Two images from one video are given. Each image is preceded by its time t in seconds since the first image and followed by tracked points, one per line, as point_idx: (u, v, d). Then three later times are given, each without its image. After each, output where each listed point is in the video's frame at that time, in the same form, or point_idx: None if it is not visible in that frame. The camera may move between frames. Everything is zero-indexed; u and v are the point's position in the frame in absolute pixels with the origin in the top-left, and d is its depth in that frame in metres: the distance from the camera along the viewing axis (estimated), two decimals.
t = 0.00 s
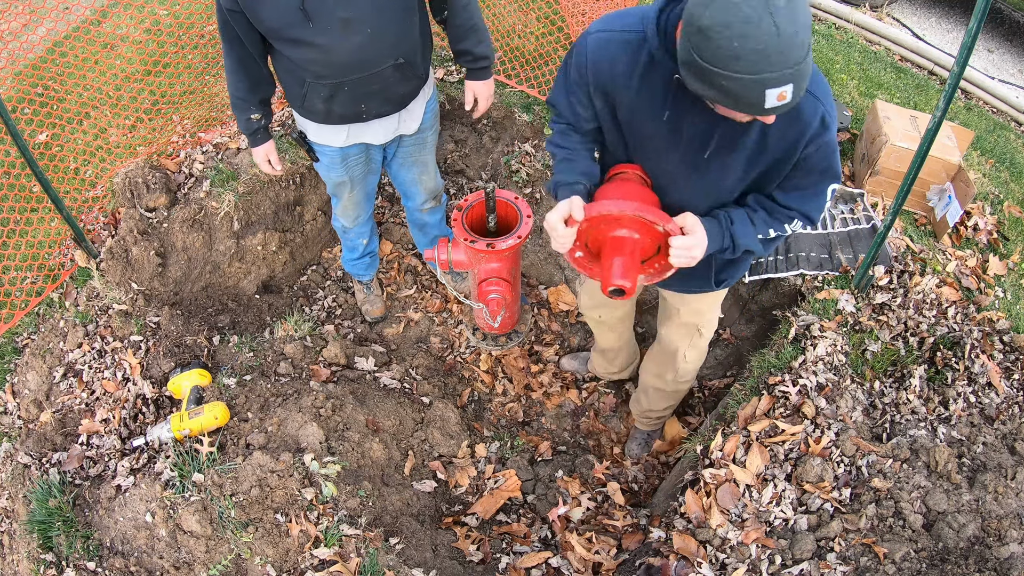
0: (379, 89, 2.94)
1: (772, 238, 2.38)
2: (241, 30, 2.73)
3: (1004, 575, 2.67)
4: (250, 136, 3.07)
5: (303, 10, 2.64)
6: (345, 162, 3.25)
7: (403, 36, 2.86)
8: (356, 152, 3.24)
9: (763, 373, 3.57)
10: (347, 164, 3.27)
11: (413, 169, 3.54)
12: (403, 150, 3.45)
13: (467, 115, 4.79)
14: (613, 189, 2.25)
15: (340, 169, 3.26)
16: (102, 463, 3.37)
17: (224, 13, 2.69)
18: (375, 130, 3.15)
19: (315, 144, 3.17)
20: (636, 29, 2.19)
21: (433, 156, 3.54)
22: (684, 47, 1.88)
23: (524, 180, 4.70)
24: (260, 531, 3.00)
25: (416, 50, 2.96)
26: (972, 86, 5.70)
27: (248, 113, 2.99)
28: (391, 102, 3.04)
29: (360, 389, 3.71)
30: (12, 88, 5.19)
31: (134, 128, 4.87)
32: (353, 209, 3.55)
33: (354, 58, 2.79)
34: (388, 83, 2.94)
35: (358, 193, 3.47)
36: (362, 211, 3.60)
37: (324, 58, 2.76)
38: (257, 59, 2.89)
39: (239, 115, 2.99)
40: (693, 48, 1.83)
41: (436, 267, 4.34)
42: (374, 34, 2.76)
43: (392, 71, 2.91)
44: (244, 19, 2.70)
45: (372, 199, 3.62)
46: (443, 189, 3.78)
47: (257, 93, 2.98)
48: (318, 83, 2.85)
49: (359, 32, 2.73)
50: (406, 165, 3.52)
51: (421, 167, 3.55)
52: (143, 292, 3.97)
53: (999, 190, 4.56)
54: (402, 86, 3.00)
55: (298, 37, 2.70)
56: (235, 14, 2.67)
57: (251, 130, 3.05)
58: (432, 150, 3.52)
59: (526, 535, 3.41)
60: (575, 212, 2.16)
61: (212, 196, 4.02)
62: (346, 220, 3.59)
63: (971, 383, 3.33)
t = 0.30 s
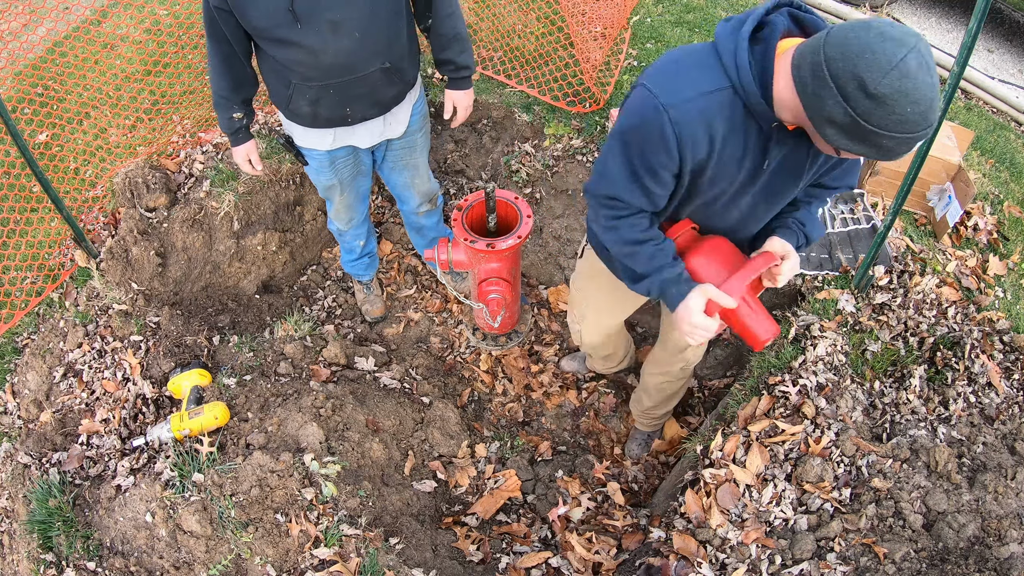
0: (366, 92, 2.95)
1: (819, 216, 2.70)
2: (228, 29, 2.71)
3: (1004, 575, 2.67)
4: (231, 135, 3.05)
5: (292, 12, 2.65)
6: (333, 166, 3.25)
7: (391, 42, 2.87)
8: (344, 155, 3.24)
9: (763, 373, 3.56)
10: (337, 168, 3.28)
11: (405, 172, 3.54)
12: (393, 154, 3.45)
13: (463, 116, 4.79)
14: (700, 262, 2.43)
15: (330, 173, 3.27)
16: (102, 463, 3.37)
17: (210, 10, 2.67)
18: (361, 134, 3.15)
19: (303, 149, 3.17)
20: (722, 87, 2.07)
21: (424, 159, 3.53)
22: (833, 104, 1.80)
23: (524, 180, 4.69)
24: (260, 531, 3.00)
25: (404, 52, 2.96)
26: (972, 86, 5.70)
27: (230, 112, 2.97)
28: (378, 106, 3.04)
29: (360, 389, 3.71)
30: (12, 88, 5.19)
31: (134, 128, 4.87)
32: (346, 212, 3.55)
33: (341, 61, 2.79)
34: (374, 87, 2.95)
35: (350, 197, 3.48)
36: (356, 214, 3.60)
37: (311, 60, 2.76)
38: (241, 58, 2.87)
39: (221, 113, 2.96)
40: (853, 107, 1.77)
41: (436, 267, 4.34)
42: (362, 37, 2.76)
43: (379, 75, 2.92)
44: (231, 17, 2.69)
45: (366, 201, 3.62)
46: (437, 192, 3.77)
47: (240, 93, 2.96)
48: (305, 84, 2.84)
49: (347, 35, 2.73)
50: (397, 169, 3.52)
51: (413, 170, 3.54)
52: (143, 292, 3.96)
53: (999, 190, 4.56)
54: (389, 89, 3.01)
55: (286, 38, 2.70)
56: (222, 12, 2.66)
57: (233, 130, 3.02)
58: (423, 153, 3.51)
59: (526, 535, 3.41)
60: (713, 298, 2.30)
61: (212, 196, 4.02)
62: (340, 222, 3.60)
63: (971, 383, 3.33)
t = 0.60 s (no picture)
0: (368, 98, 2.97)
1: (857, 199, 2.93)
2: (231, 27, 2.69)
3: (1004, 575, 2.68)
4: (221, 131, 3.01)
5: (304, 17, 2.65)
6: (330, 166, 3.24)
7: (398, 51, 2.90)
8: (341, 155, 3.23)
9: (763, 373, 3.56)
10: (333, 168, 3.27)
11: (400, 171, 3.54)
12: (389, 152, 3.44)
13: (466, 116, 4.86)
14: (827, 304, 2.55)
15: (327, 173, 3.26)
16: (102, 463, 3.37)
17: (216, 6, 2.63)
18: (359, 135, 3.16)
19: (299, 149, 3.16)
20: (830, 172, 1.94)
21: (420, 157, 3.53)
22: (917, 147, 1.85)
23: (524, 180, 4.69)
24: (260, 531, 3.00)
25: (405, 61, 3.00)
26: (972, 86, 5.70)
27: (222, 108, 2.93)
28: (377, 113, 3.07)
29: (360, 389, 3.71)
30: (11, 88, 5.18)
31: (134, 128, 4.87)
32: (343, 213, 3.55)
33: (348, 68, 2.80)
34: (376, 95, 2.98)
35: (347, 197, 3.48)
36: (354, 215, 3.60)
37: (318, 64, 2.76)
38: (240, 55, 2.85)
39: (211, 108, 2.92)
40: (938, 150, 1.83)
41: (435, 267, 4.34)
42: (370, 46, 2.78)
43: (382, 82, 2.94)
44: (238, 15, 2.67)
45: (363, 202, 3.62)
46: (433, 190, 3.77)
47: (233, 89, 2.93)
48: (309, 86, 2.84)
49: (356, 43, 2.75)
50: (393, 167, 3.52)
51: (409, 169, 3.54)
52: (143, 292, 3.96)
53: (998, 190, 4.57)
54: (390, 96, 3.04)
55: (294, 41, 2.70)
56: (230, 10, 2.63)
57: (223, 125, 2.99)
58: (419, 151, 3.51)
59: (526, 535, 3.41)
60: (872, 320, 2.46)
61: (212, 196, 4.02)
62: (338, 223, 3.60)
63: (971, 383, 3.32)
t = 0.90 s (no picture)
0: (397, 99, 3.01)
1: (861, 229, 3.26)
2: (267, 24, 2.64)
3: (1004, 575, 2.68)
4: (245, 128, 2.94)
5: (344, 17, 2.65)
6: (348, 163, 3.23)
7: (427, 54, 2.97)
8: (359, 152, 3.22)
9: (762, 373, 3.56)
10: (350, 165, 3.26)
11: (412, 166, 3.53)
12: (403, 148, 3.43)
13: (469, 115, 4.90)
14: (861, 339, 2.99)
15: (344, 169, 3.25)
16: (102, 463, 3.37)
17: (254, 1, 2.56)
18: (381, 131, 3.16)
19: (317, 145, 3.13)
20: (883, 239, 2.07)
21: (431, 153, 3.53)
22: (939, 205, 1.96)
23: (524, 180, 4.68)
24: (260, 531, 3.00)
25: (432, 63, 3.07)
26: (972, 86, 5.70)
27: (249, 104, 2.87)
28: (403, 113, 3.12)
29: (360, 389, 3.71)
30: (11, 88, 5.18)
31: (134, 128, 4.87)
32: (353, 211, 3.54)
33: (382, 69, 2.84)
34: (405, 97, 3.03)
35: (359, 195, 3.48)
36: (362, 212, 3.59)
37: (354, 64, 2.78)
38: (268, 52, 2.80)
39: (238, 105, 2.85)
40: (958, 209, 1.94)
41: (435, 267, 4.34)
42: (405, 49, 2.83)
43: (411, 84, 3.00)
44: (274, 12, 2.62)
45: (371, 200, 3.62)
46: (440, 187, 3.78)
47: (259, 85, 2.87)
48: (341, 85, 2.85)
49: (393, 46, 2.79)
50: (406, 163, 3.50)
51: (421, 165, 3.54)
52: (143, 292, 3.96)
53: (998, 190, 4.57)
54: (416, 98, 3.09)
55: (332, 40, 2.69)
56: (268, 7, 2.58)
57: (248, 122, 2.92)
58: (431, 146, 3.51)
59: (526, 535, 3.41)
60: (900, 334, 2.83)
61: (212, 196, 4.03)
62: (345, 221, 3.59)
63: (972, 383, 3.32)
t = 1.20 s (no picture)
0: (429, 97, 3.02)
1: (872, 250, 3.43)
2: (305, 19, 2.64)
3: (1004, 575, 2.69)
4: (278, 119, 2.96)
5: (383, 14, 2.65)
6: (374, 159, 3.24)
7: (461, 54, 2.97)
8: (386, 150, 3.23)
9: (763, 373, 3.57)
10: (375, 161, 3.26)
11: (431, 163, 3.53)
12: (426, 145, 3.42)
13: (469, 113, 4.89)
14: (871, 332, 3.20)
15: (369, 165, 3.26)
16: (102, 463, 3.37)
17: None
18: (410, 129, 3.16)
19: (343, 139, 3.14)
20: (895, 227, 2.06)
21: (451, 150, 3.53)
22: (947, 188, 1.92)
23: (524, 180, 4.68)
24: (260, 531, 3.00)
25: (465, 63, 3.07)
26: (972, 86, 5.70)
27: (283, 95, 2.88)
28: (434, 112, 3.14)
29: (360, 389, 3.71)
30: (12, 88, 5.18)
31: (134, 128, 4.87)
32: (369, 208, 3.55)
33: (417, 67, 2.85)
34: (437, 96, 3.04)
35: (379, 192, 3.49)
36: (378, 209, 3.60)
37: (390, 61, 2.78)
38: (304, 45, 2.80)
39: (274, 95, 2.86)
40: (967, 193, 1.90)
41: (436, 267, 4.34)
42: (441, 48, 2.84)
43: (444, 84, 3.01)
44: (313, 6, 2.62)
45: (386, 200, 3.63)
46: (453, 184, 3.78)
47: (296, 76, 2.88)
48: (375, 81, 2.85)
49: (429, 45, 2.79)
50: (426, 160, 3.50)
51: (439, 161, 3.54)
52: (143, 292, 3.97)
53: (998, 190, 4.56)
54: (448, 97, 3.11)
55: (369, 37, 2.70)
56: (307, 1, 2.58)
57: (282, 113, 2.94)
58: (452, 144, 3.51)
59: (526, 535, 3.41)
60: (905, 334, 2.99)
61: (212, 196, 4.03)
62: (359, 218, 3.59)
63: (972, 383, 3.32)
